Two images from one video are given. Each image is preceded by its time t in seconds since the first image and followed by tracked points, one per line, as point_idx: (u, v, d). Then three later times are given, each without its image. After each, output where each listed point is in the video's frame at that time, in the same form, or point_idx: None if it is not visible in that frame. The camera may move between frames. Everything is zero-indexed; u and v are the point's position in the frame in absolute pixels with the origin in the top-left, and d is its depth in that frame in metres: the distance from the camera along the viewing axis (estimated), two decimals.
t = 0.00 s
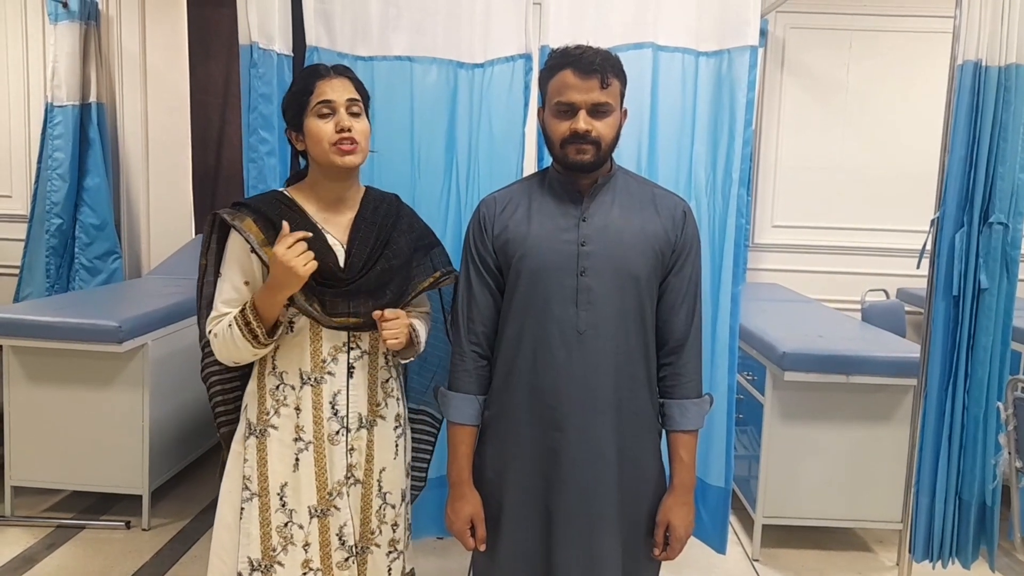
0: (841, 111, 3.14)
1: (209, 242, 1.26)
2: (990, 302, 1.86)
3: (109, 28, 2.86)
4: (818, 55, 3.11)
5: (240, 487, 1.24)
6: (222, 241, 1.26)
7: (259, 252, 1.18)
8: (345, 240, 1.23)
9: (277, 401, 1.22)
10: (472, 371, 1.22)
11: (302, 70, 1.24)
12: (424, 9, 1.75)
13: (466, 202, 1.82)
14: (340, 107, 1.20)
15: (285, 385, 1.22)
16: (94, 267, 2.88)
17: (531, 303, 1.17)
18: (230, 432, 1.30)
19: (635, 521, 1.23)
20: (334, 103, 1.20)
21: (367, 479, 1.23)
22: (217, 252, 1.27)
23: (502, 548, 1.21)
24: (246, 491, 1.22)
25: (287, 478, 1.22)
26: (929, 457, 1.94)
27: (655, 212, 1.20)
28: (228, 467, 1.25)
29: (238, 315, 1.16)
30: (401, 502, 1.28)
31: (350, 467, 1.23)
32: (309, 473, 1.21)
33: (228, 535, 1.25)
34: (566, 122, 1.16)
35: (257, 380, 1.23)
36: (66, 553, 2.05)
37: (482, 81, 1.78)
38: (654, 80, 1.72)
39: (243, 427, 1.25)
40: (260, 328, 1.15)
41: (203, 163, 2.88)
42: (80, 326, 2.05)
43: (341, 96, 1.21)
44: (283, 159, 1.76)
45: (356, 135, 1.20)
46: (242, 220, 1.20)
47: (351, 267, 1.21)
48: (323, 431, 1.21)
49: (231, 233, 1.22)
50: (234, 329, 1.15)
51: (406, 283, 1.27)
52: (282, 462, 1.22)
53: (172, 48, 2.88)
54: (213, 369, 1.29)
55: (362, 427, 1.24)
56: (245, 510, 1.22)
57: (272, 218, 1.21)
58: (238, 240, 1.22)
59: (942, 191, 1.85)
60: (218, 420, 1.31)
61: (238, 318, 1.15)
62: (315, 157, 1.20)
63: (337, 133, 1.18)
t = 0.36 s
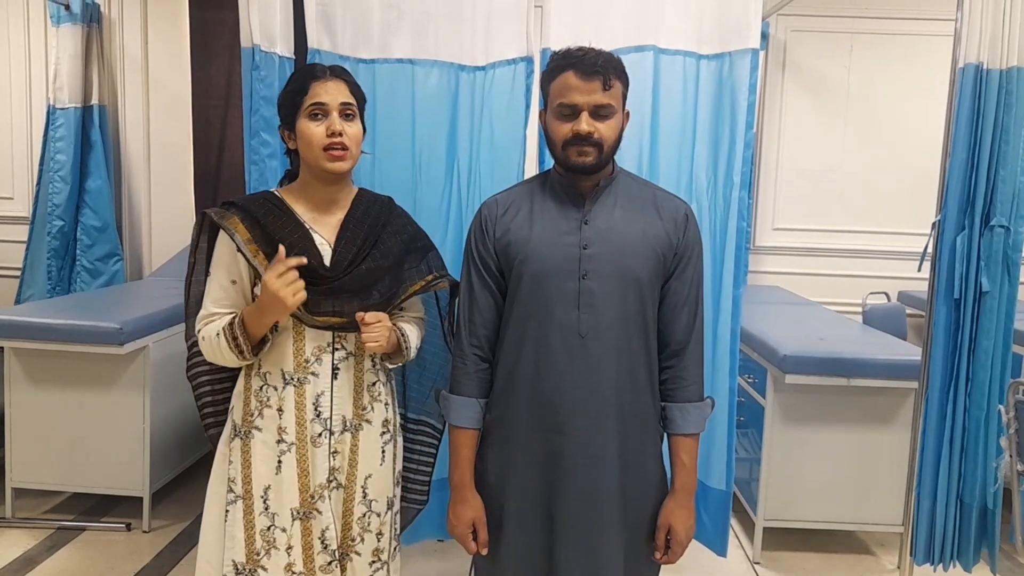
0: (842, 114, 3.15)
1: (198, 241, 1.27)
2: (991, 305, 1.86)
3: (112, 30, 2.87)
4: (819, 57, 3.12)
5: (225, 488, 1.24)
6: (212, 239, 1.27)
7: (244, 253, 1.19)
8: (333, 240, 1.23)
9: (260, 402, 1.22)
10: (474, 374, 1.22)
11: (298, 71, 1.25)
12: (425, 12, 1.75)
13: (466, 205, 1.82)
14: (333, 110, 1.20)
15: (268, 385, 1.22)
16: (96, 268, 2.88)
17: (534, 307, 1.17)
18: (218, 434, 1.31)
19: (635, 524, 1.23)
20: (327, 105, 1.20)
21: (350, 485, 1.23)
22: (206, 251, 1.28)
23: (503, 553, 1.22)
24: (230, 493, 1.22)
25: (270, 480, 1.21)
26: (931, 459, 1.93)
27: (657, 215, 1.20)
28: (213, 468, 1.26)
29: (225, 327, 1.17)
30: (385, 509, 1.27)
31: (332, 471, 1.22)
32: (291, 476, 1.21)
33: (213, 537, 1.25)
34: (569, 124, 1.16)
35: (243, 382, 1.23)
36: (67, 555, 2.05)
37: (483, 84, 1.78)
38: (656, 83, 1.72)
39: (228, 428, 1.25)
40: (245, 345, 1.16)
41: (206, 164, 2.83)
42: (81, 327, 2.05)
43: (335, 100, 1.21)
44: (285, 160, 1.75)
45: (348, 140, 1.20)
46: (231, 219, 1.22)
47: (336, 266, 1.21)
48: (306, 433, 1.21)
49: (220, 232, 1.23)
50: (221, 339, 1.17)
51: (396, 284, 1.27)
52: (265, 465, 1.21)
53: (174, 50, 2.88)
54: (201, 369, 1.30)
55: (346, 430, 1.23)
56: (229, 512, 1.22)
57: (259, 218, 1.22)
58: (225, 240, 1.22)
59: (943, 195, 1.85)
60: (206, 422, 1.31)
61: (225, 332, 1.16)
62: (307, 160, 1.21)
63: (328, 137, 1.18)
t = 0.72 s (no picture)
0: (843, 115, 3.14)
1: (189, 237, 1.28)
2: (993, 306, 1.86)
3: (113, 30, 2.87)
4: (819, 58, 3.12)
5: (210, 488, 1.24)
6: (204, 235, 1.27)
7: (231, 249, 1.19)
8: (323, 239, 1.23)
9: (246, 402, 1.22)
10: (474, 375, 1.22)
11: (293, 69, 1.24)
12: (426, 12, 1.75)
13: (468, 205, 1.82)
14: (324, 107, 1.20)
15: (254, 386, 1.22)
16: (96, 268, 2.88)
17: (536, 307, 1.17)
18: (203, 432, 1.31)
19: (636, 527, 1.23)
20: (318, 102, 1.20)
21: (334, 490, 1.22)
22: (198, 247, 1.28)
23: (505, 556, 1.22)
24: (215, 493, 1.22)
25: (253, 482, 1.21)
26: (931, 462, 1.94)
27: (658, 217, 1.20)
28: (199, 467, 1.26)
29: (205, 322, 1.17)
30: (371, 516, 1.25)
31: (317, 475, 1.21)
32: (274, 480, 1.20)
33: (199, 538, 1.25)
34: (571, 123, 1.16)
35: (230, 381, 1.23)
36: (67, 555, 2.05)
37: (484, 84, 1.78)
38: (656, 83, 1.72)
39: (214, 427, 1.25)
40: (224, 339, 1.16)
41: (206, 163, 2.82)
42: (81, 327, 2.05)
43: (326, 97, 1.21)
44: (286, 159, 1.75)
45: (338, 138, 1.20)
46: (220, 217, 1.22)
47: (323, 264, 1.21)
48: (290, 435, 1.20)
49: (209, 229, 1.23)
50: (201, 335, 1.16)
51: (386, 285, 1.28)
52: (249, 465, 1.21)
53: (175, 50, 2.88)
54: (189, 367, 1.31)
55: (331, 434, 1.22)
56: (214, 513, 1.22)
57: (248, 214, 1.22)
58: (213, 238, 1.22)
59: (943, 196, 1.85)
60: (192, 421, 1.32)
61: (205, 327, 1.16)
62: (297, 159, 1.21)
63: (318, 135, 1.18)
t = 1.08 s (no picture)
0: (842, 120, 3.15)
1: (188, 243, 1.29)
2: (994, 311, 1.86)
3: (115, 36, 2.88)
4: (820, 63, 3.12)
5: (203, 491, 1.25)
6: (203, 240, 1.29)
7: (226, 254, 1.20)
8: (320, 245, 1.23)
9: (238, 407, 1.22)
10: (475, 381, 1.23)
11: (293, 77, 1.25)
12: (428, 18, 1.75)
13: (469, 210, 1.83)
14: (321, 124, 1.21)
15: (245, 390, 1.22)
16: (98, 273, 2.89)
17: (537, 313, 1.17)
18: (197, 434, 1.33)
19: (638, 533, 1.23)
20: (314, 120, 1.21)
21: (324, 497, 1.21)
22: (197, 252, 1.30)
23: (507, 560, 1.22)
24: (207, 497, 1.23)
25: (243, 488, 1.21)
26: (932, 470, 1.94)
27: (660, 222, 1.21)
28: (193, 471, 1.27)
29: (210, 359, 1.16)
30: (362, 524, 1.25)
31: (307, 482, 1.21)
32: (263, 486, 1.19)
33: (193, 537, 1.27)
34: (573, 129, 1.16)
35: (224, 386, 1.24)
36: (68, 560, 2.05)
37: (485, 90, 1.78)
38: (657, 89, 1.73)
39: (208, 431, 1.26)
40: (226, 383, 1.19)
41: (208, 167, 2.84)
42: (82, 333, 2.05)
43: (323, 114, 1.21)
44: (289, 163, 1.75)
45: (333, 155, 1.20)
46: (218, 220, 1.24)
47: (317, 270, 1.21)
48: (281, 442, 1.20)
49: (207, 234, 1.25)
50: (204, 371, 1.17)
51: (383, 292, 1.27)
52: (239, 471, 1.21)
53: (177, 56, 2.89)
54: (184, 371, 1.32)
55: (323, 440, 1.22)
56: (206, 516, 1.23)
57: (244, 218, 1.24)
58: (211, 242, 1.24)
59: (944, 201, 1.85)
60: (188, 425, 1.33)
61: (208, 367, 1.16)
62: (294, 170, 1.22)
63: (313, 152, 1.19)
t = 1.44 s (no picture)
0: (840, 118, 3.15)
1: (186, 244, 1.29)
2: (991, 309, 1.86)
3: (113, 36, 2.88)
4: (817, 62, 3.12)
5: (207, 492, 1.26)
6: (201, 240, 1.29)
7: (226, 255, 1.20)
8: (319, 245, 1.24)
9: (241, 407, 1.22)
10: (473, 380, 1.23)
11: (292, 76, 1.25)
12: (425, 17, 1.75)
13: (467, 209, 1.83)
14: (322, 124, 1.21)
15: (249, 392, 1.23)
16: (97, 274, 2.89)
17: (535, 312, 1.17)
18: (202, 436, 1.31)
19: (637, 532, 1.23)
20: (316, 118, 1.21)
21: (329, 496, 1.21)
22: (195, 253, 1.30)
23: (504, 560, 1.22)
24: (211, 498, 1.23)
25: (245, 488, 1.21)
26: (931, 461, 1.94)
27: (658, 222, 1.21)
28: (197, 472, 1.27)
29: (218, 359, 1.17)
30: (368, 522, 1.25)
31: (311, 481, 1.21)
32: (267, 485, 1.20)
33: (196, 538, 1.27)
34: (570, 128, 1.16)
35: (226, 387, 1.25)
36: (68, 561, 2.05)
37: (482, 89, 1.79)
38: (654, 88, 1.73)
39: (212, 432, 1.26)
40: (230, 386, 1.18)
41: (206, 171, 2.82)
42: (81, 333, 2.05)
43: (324, 113, 1.21)
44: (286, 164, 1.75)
45: (334, 155, 1.21)
46: (217, 221, 1.23)
47: (318, 271, 1.21)
48: (284, 442, 1.20)
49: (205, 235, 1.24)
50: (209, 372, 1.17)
51: (382, 291, 1.27)
52: (242, 472, 1.21)
53: (175, 56, 2.89)
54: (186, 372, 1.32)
55: (326, 440, 1.22)
56: (210, 517, 1.23)
57: (243, 220, 1.23)
58: (209, 243, 1.23)
59: (942, 198, 1.86)
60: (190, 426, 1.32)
61: (214, 367, 1.16)
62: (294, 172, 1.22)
63: (314, 151, 1.19)
